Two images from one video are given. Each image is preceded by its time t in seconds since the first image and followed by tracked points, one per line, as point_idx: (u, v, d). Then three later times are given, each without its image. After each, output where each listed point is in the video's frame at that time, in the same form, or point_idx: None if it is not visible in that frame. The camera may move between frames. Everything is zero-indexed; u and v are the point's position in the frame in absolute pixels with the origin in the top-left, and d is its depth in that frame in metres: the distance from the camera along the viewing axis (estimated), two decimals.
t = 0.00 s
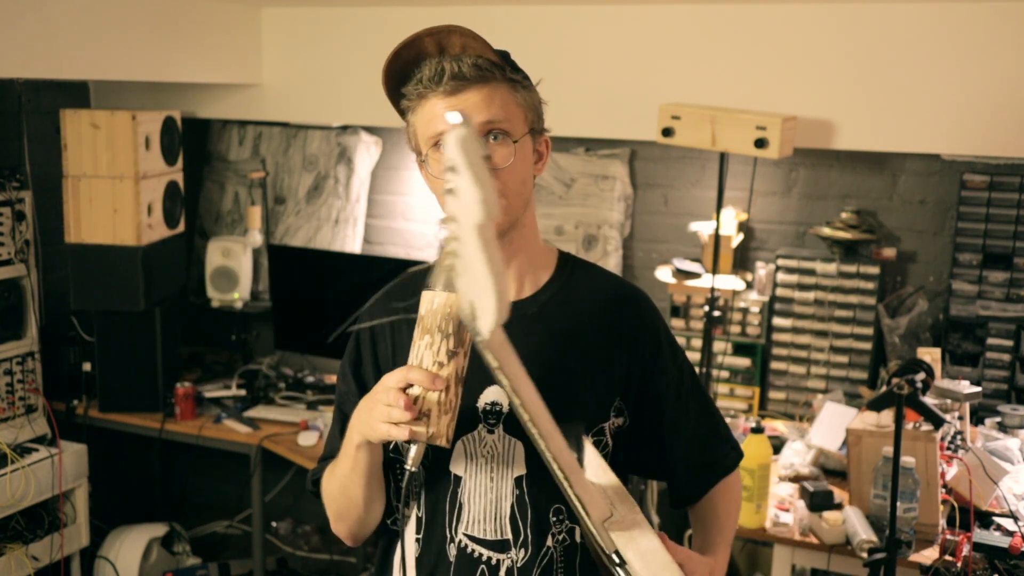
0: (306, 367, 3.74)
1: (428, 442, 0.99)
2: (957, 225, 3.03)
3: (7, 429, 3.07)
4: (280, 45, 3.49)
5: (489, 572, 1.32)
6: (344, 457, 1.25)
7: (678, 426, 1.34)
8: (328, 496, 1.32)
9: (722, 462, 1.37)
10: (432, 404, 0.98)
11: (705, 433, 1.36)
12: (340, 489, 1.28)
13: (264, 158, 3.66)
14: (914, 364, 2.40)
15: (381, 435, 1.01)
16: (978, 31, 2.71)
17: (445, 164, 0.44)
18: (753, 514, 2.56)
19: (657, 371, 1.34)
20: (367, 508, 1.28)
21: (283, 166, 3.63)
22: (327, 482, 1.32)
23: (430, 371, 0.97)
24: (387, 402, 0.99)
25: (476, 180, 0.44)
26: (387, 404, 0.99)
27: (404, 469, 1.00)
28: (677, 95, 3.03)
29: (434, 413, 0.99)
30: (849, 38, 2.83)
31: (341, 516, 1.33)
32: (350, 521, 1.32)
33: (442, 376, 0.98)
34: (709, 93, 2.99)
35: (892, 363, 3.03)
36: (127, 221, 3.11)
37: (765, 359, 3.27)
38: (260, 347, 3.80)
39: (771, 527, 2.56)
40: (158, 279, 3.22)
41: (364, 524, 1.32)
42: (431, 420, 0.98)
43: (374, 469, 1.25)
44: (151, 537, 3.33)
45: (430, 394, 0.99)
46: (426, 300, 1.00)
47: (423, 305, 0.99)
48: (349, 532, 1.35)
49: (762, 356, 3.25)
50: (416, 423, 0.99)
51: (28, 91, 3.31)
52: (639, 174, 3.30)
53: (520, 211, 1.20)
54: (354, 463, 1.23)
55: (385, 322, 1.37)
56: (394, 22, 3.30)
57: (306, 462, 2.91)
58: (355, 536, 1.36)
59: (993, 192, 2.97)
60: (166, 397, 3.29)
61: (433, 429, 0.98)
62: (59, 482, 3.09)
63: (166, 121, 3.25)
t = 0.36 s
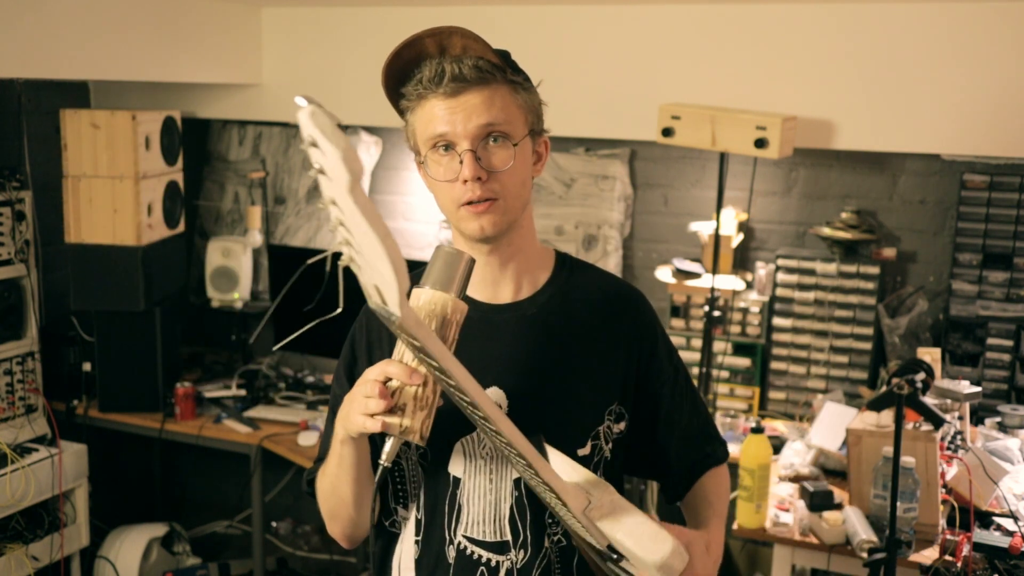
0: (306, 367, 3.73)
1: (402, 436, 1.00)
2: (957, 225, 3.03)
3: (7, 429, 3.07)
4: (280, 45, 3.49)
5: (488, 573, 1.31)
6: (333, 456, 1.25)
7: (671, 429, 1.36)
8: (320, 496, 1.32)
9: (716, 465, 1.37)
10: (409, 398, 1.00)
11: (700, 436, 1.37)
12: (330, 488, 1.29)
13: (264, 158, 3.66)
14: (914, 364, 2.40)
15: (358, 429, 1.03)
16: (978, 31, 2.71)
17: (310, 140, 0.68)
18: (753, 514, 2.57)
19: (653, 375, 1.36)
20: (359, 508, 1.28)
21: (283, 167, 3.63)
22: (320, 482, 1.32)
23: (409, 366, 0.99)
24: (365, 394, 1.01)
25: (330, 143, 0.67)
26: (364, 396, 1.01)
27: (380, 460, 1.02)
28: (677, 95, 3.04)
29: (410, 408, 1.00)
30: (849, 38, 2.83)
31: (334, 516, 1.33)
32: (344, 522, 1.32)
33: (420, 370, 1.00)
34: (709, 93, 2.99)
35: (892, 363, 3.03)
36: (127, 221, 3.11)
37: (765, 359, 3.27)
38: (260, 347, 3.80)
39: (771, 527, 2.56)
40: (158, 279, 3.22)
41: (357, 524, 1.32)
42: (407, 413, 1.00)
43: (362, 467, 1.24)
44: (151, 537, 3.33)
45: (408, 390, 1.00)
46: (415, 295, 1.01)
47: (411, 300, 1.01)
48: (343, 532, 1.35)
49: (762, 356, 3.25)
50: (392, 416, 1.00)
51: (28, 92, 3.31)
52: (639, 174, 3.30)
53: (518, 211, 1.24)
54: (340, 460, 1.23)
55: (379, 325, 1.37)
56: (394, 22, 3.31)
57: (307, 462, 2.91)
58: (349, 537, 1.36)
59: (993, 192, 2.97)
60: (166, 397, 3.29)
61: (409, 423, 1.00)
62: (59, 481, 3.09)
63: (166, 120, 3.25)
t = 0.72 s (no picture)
0: (306, 367, 3.73)
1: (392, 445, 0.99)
2: (957, 225, 3.02)
3: (7, 429, 3.07)
4: (280, 45, 3.49)
5: (488, 573, 1.31)
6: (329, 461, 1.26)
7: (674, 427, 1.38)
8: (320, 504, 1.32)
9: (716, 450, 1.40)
10: (401, 408, 0.99)
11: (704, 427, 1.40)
12: (328, 490, 1.29)
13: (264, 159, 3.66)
14: (914, 364, 2.40)
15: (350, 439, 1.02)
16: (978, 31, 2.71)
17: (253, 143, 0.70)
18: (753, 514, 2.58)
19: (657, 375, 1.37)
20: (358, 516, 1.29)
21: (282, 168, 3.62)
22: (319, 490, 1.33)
23: (401, 373, 0.99)
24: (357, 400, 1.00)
25: (270, 140, 0.68)
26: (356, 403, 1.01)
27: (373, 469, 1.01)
28: (677, 94, 3.03)
29: (402, 417, 0.99)
30: (849, 37, 2.82)
31: (333, 521, 1.33)
32: (346, 530, 1.33)
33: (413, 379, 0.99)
34: (709, 92, 2.99)
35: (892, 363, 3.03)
36: (126, 221, 3.11)
37: (765, 359, 3.27)
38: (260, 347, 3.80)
39: (771, 527, 2.56)
40: (158, 279, 3.22)
41: (355, 526, 1.33)
42: (399, 423, 0.99)
43: (358, 471, 1.25)
44: (151, 537, 3.33)
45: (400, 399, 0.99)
46: (408, 304, 1.00)
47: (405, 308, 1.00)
48: (342, 538, 1.36)
49: (761, 356, 3.25)
50: (381, 425, 0.99)
51: (28, 92, 3.31)
52: (639, 174, 3.30)
53: (516, 212, 1.25)
54: (336, 464, 1.24)
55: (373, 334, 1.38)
56: (395, 22, 3.31)
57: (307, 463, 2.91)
58: (350, 544, 1.37)
59: (993, 192, 2.97)
60: (166, 397, 3.29)
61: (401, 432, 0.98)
62: (59, 481, 3.09)
63: (166, 120, 3.25)
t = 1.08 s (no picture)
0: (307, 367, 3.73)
1: (364, 418, 1.08)
2: (957, 225, 3.02)
3: (7, 429, 3.07)
4: (280, 45, 3.49)
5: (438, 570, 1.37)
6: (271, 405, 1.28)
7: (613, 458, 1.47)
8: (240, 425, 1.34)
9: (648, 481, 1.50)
10: (383, 386, 1.08)
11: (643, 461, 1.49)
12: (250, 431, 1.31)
13: (264, 158, 3.65)
14: (914, 364, 2.41)
15: (325, 407, 1.10)
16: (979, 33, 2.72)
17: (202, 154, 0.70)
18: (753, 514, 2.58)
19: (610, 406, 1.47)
20: (267, 458, 1.31)
21: (283, 166, 3.62)
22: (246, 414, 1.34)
23: (393, 355, 1.09)
24: (342, 370, 1.09)
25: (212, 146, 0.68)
26: (340, 373, 1.09)
27: (337, 435, 1.08)
28: (677, 94, 3.03)
29: (382, 395, 1.08)
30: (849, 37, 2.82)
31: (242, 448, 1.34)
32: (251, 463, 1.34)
33: (402, 364, 1.09)
34: (709, 93, 2.99)
35: (892, 364, 3.03)
36: (126, 220, 3.11)
37: (765, 359, 3.27)
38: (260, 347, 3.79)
39: (771, 527, 2.56)
40: (158, 279, 3.22)
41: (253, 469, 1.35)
42: (378, 401, 1.08)
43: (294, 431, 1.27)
44: (151, 537, 3.34)
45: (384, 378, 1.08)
46: (415, 297, 1.13)
47: (412, 299, 1.13)
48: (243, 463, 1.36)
49: (761, 356, 3.25)
50: (361, 397, 1.08)
51: (28, 92, 3.31)
52: (639, 174, 3.30)
53: (544, 253, 1.29)
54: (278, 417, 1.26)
55: (340, 321, 1.42)
56: (395, 23, 3.31)
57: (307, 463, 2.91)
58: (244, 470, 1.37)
59: (993, 192, 2.97)
60: (166, 397, 3.29)
61: (377, 407, 1.08)
62: (59, 481, 3.09)
63: (166, 120, 3.24)
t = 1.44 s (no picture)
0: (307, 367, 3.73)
1: (361, 413, 1.06)
2: (957, 225, 3.02)
3: (7, 429, 3.07)
4: (281, 45, 3.49)
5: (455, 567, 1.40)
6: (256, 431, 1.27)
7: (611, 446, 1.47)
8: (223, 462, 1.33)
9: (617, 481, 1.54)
10: (374, 377, 1.07)
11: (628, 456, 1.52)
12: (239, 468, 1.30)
13: (264, 158, 3.65)
14: (914, 364, 2.41)
15: (318, 411, 1.09)
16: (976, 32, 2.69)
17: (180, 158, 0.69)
18: (753, 514, 2.58)
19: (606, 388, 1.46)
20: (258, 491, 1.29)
21: (283, 166, 3.62)
22: (231, 449, 1.33)
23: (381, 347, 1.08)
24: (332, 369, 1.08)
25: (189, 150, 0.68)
26: (329, 372, 1.08)
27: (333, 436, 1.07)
28: (677, 94, 3.03)
29: (376, 387, 1.07)
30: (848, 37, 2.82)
31: (227, 484, 1.34)
32: (245, 499, 1.33)
33: (390, 354, 1.08)
34: (709, 93, 2.99)
35: (892, 363, 3.03)
36: (126, 221, 3.11)
37: (765, 359, 3.27)
38: (260, 347, 3.79)
39: (771, 527, 2.56)
40: (158, 279, 3.22)
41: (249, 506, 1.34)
42: (370, 393, 1.06)
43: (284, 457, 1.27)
44: (151, 537, 3.34)
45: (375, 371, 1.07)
46: (394, 291, 1.13)
47: (391, 294, 1.13)
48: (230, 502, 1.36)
49: (762, 356, 3.25)
50: (355, 392, 1.06)
51: (28, 92, 3.31)
52: (639, 173, 3.31)
53: (516, 239, 1.31)
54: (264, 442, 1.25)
55: (316, 338, 1.42)
56: (395, 23, 3.31)
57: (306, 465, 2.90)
58: (231, 508, 1.36)
59: (993, 192, 2.96)
60: (166, 397, 3.29)
61: (371, 399, 1.06)
62: (59, 481, 3.09)
63: (166, 120, 3.24)
